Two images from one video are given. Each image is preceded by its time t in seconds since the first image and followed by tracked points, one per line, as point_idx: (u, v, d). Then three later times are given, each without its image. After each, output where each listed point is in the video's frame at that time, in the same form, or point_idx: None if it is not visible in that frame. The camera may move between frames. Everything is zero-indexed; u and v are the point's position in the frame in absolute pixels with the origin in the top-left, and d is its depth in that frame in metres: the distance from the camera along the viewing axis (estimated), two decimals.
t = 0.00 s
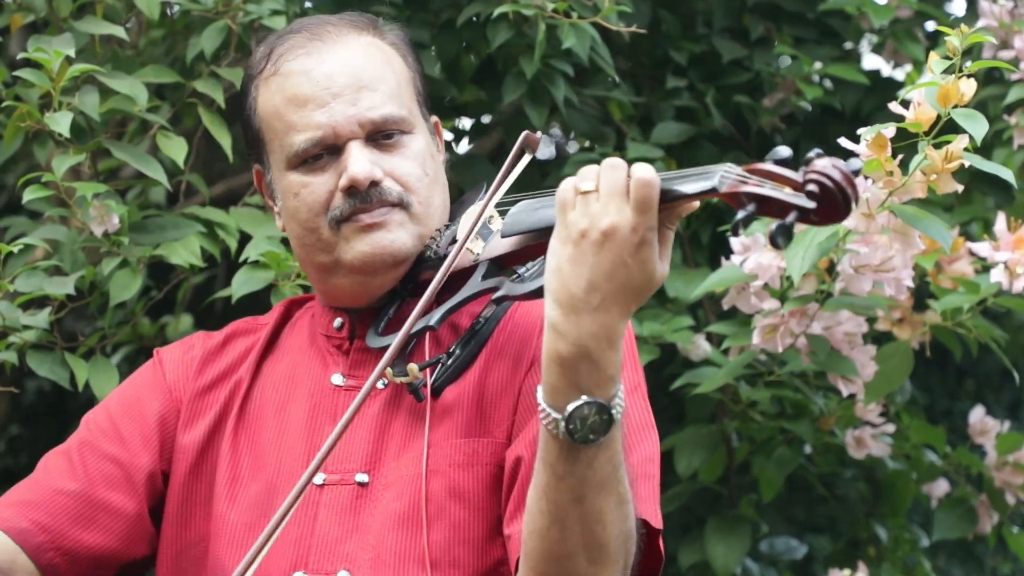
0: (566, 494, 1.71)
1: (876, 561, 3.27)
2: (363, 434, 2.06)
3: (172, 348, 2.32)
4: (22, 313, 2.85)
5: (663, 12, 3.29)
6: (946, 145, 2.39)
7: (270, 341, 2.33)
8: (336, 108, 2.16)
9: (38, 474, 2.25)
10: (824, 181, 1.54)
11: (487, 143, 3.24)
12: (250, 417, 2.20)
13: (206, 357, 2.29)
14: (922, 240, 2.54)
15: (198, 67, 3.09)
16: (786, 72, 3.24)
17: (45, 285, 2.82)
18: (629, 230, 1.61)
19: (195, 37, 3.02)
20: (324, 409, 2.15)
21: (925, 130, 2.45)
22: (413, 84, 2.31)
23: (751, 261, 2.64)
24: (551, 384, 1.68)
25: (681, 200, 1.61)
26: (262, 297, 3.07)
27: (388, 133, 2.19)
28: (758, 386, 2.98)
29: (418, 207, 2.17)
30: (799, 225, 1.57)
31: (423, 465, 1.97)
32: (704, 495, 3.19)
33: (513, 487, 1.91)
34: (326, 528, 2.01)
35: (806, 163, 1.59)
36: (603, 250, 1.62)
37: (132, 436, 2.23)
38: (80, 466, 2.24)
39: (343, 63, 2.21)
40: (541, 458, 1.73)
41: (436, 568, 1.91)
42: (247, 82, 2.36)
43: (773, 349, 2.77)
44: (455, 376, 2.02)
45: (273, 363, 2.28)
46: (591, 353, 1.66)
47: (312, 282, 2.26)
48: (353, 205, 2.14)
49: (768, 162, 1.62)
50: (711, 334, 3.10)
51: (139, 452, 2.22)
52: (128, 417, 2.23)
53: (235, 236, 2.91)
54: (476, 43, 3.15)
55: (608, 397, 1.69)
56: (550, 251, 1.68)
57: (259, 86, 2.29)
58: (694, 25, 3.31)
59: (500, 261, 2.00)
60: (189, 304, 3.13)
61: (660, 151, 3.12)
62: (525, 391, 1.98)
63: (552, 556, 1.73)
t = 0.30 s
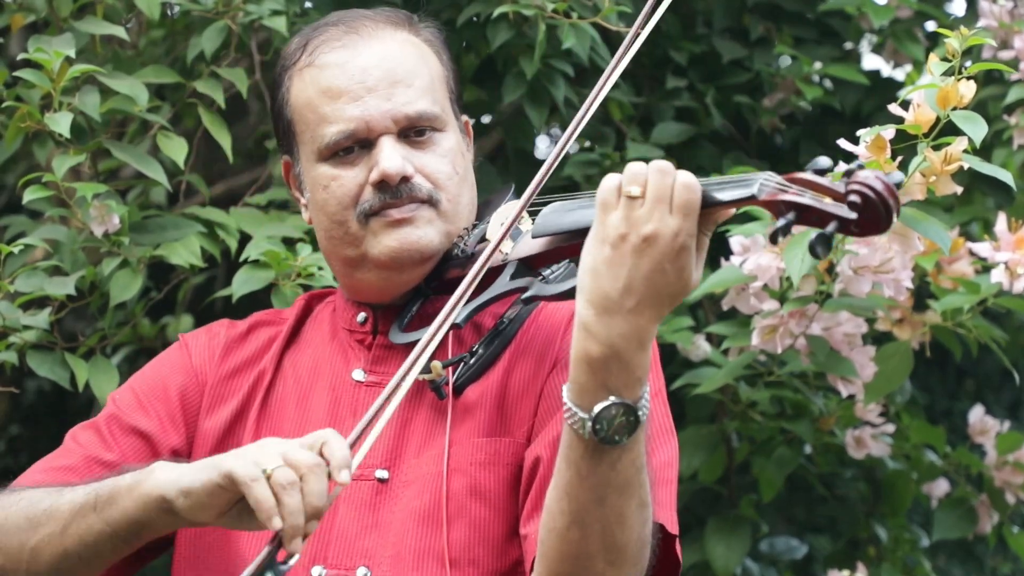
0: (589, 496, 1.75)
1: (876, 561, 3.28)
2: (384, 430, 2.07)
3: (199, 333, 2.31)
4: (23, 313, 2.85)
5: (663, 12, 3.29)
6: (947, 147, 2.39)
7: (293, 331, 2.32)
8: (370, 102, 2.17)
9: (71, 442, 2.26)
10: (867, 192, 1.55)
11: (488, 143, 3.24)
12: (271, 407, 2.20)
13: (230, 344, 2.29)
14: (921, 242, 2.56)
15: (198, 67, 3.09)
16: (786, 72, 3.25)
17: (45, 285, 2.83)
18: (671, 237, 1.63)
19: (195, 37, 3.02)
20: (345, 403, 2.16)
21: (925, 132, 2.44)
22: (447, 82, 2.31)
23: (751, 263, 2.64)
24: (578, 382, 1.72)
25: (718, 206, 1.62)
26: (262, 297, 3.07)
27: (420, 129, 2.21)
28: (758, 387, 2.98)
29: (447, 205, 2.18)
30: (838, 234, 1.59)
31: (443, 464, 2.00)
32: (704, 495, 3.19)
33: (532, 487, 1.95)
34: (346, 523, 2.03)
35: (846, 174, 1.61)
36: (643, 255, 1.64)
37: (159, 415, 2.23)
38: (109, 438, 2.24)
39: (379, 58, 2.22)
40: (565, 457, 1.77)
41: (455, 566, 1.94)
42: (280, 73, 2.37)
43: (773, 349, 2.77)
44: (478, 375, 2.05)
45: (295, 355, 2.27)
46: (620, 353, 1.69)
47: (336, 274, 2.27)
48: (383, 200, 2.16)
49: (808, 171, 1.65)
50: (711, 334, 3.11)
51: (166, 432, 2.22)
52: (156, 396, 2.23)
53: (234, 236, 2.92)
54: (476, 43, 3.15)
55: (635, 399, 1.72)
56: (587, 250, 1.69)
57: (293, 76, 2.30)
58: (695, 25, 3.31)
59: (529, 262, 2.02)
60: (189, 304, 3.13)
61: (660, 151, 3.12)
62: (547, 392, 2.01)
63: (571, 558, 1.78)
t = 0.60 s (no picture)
0: (609, 478, 1.74)
1: (876, 561, 3.28)
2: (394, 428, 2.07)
3: (198, 336, 2.33)
4: (22, 314, 2.86)
5: (663, 12, 3.29)
6: (947, 148, 2.39)
7: (294, 333, 2.33)
8: (374, 98, 2.17)
9: (67, 448, 2.26)
10: (903, 173, 1.56)
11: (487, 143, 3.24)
12: (277, 408, 2.20)
13: (231, 346, 2.30)
14: (921, 241, 2.56)
15: (198, 67, 3.10)
16: (786, 73, 3.25)
17: (44, 286, 2.83)
18: (685, 217, 1.63)
19: (195, 38, 3.02)
20: (352, 402, 2.15)
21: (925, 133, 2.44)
22: (442, 80, 2.33)
23: (751, 263, 2.64)
24: (596, 363, 1.71)
25: (744, 191, 1.63)
26: (262, 298, 3.07)
27: (423, 125, 2.21)
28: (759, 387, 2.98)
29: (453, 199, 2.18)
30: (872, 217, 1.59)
31: (456, 457, 2.00)
32: (704, 495, 3.19)
33: (547, 479, 1.95)
34: (361, 520, 2.03)
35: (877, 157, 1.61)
36: (656, 234, 1.65)
37: (160, 417, 2.24)
38: (108, 442, 2.24)
39: (379, 55, 2.23)
40: (586, 441, 1.76)
41: (472, 560, 1.95)
42: (275, 78, 2.35)
43: (773, 350, 2.77)
44: (488, 369, 2.05)
45: (298, 355, 2.27)
46: (636, 334, 1.68)
47: (339, 275, 2.26)
48: (392, 195, 2.15)
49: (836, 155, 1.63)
50: (711, 334, 3.11)
51: (167, 435, 2.23)
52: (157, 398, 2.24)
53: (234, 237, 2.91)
54: (476, 43, 3.15)
55: (652, 379, 1.71)
56: (605, 233, 1.71)
57: (291, 79, 2.30)
58: (695, 25, 3.31)
59: (543, 255, 2.03)
60: (189, 305, 3.13)
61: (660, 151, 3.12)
62: (558, 383, 2.01)
63: (595, 543, 1.77)
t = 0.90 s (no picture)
0: (605, 485, 1.75)
1: (876, 561, 3.28)
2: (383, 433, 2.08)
3: (192, 332, 2.33)
4: (22, 315, 2.86)
5: (663, 12, 3.29)
6: (947, 147, 2.39)
7: (285, 331, 2.32)
8: (348, 108, 2.17)
9: (68, 428, 2.24)
10: (895, 181, 1.56)
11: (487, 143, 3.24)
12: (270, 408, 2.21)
13: (223, 342, 2.30)
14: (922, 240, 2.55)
15: (198, 67, 3.10)
16: (786, 73, 3.25)
17: (44, 286, 2.83)
18: (683, 229, 1.61)
19: (195, 38, 3.02)
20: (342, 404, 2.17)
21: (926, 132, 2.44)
22: (422, 81, 2.31)
23: (751, 262, 2.64)
24: (594, 372, 1.71)
25: (734, 199, 1.63)
26: (262, 298, 3.07)
27: (399, 131, 2.21)
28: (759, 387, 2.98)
29: (432, 204, 2.18)
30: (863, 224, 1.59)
31: (447, 461, 2.00)
32: (704, 495, 3.19)
33: (539, 483, 1.95)
34: (352, 525, 2.04)
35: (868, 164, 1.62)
36: (655, 245, 1.63)
37: (157, 411, 2.25)
38: (109, 426, 2.25)
39: (354, 62, 2.21)
40: (581, 449, 1.77)
41: (464, 564, 1.95)
42: (253, 84, 2.35)
43: (773, 349, 2.77)
44: (477, 372, 2.05)
45: (288, 356, 2.28)
46: (634, 344, 1.68)
47: (321, 279, 2.27)
48: (369, 205, 2.16)
49: (824, 162, 1.65)
50: (711, 335, 3.11)
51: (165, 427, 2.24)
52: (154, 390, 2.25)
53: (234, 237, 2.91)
54: (476, 43, 3.15)
55: (652, 388, 1.72)
56: (602, 242, 1.69)
57: (267, 86, 2.29)
58: (694, 25, 3.31)
59: (530, 259, 2.04)
60: (189, 305, 3.13)
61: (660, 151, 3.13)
62: (548, 386, 2.01)
63: (590, 549, 1.77)
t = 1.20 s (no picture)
0: (604, 501, 1.75)
1: (876, 561, 3.29)
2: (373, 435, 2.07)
3: (180, 328, 2.31)
4: (23, 315, 2.86)
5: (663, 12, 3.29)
6: (948, 147, 2.38)
7: (274, 329, 2.32)
8: (354, 110, 2.16)
9: (49, 433, 2.25)
10: (897, 208, 1.55)
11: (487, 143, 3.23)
12: (259, 407, 2.20)
13: (212, 340, 2.29)
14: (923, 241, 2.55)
15: (198, 67, 3.10)
16: (786, 73, 3.25)
17: (45, 287, 2.83)
18: (689, 250, 1.63)
19: (195, 38, 3.02)
20: (333, 406, 2.16)
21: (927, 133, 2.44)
22: (429, 86, 2.32)
23: (752, 262, 2.63)
24: (595, 393, 1.72)
25: (737, 218, 1.64)
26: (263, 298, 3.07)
27: (403, 136, 2.21)
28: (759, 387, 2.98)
29: (430, 210, 2.19)
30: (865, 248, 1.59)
31: (438, 468, 2.00)
32: (704, 495, 3.19)
33: (531, 493, 1.96)
34: (340, 529, 2.03)
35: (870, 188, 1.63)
36: (660, 267, 1.64)
37: (143, 410, 2.23)
38: (90, 429, 2.23)
39: (363, 63, 2.21)
40: (581, 465, 1.76)
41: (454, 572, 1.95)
42: (263, 76, 2.35)
43: (774, 349, 2.77)
44: (470, 380, 2.05)
45: (278, 355, 2.27)
46: (638, 366, 1.69)
47: (317, 277, 2.27)
48: (367, 207, 2.16)
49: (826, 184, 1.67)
50: (711, 335, 3.11)
51: (149, 427, 2.22)
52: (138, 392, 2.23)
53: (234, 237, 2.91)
54: (476, 43, 3.15)
55: (652, 408, 1.72)
56: (604, 262, 1.70)
57: (276, 80, 2.29)
58: (695, 25, 3.31)
59: (527, 270, 2.04)
60: (190, 304, 3.13)
61: (660, 151, 3.12)
62: (542, 396, 2.02)
63: (586, 564, 1.77)
